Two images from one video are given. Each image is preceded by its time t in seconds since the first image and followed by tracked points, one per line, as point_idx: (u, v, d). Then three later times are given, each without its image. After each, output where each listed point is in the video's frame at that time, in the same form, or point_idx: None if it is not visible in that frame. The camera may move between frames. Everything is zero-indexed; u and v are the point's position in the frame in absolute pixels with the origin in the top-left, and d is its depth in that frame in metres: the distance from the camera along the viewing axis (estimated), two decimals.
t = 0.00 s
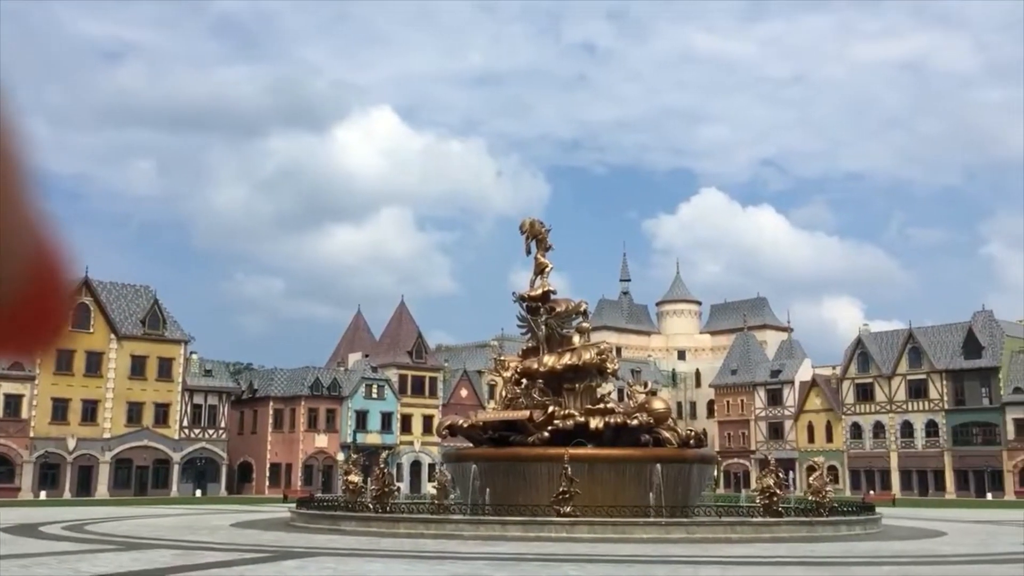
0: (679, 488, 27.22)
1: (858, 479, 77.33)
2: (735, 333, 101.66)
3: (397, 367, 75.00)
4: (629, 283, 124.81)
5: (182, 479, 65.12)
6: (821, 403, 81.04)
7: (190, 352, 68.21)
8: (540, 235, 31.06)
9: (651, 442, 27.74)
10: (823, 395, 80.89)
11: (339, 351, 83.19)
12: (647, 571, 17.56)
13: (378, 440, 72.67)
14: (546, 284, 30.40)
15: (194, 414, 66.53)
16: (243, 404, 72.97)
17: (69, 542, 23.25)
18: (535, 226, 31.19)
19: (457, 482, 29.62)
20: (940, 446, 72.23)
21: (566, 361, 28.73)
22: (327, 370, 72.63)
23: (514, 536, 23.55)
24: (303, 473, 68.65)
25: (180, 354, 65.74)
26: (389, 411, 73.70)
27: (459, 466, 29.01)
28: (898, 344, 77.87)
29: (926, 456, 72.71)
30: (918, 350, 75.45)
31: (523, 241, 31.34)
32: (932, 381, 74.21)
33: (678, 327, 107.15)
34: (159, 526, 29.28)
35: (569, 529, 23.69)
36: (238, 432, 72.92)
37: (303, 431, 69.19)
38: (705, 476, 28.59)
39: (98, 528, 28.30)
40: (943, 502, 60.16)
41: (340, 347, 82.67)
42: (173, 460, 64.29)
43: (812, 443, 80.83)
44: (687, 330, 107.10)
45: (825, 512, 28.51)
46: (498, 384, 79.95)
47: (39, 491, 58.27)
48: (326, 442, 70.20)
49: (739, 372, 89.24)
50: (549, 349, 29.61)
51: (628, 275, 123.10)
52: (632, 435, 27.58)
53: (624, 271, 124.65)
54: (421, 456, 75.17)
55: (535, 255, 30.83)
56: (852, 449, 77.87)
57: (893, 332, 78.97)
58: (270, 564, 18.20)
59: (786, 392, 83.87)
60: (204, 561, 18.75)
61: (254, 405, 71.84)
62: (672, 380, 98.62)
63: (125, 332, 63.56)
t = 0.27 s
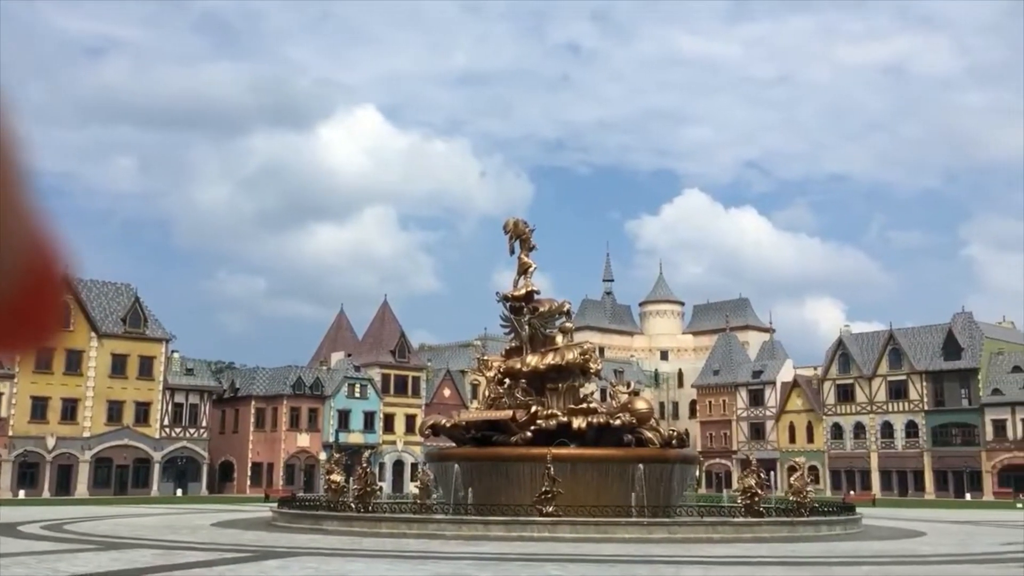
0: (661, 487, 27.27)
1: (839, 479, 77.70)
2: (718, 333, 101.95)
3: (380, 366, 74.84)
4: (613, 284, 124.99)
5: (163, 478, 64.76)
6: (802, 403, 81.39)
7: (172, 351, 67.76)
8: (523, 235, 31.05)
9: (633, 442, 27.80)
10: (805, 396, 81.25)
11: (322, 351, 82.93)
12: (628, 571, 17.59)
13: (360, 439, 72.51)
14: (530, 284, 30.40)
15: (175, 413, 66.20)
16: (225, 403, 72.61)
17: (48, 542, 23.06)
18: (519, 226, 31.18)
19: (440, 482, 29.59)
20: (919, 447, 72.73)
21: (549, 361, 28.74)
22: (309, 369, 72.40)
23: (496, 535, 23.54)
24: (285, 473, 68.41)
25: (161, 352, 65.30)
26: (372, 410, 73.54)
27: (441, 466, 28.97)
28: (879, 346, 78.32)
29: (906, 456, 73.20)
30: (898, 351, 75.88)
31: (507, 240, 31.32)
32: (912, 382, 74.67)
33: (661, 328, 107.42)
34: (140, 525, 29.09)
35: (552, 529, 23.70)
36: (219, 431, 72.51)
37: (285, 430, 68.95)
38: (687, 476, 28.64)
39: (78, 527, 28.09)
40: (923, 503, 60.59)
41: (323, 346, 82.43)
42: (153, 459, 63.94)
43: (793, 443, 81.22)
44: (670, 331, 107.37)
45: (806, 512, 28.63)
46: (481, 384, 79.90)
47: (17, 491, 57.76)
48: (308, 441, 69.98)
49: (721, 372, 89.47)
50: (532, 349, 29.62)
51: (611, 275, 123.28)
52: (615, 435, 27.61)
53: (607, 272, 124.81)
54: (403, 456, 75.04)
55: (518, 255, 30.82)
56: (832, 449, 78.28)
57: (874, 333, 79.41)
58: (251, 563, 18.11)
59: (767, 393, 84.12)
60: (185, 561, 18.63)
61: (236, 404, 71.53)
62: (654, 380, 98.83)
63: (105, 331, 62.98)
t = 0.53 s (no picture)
0: (645, 488, 27.30)
1: (821, 480, 78.04)
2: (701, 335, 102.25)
3: (364, 367, 74.67)
4: (598, 284, 125.17)
5: (145, 478, 64.42)
6: (786, 404, 81.71)
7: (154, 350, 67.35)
8: (509, 236, 31.05)
9: (618, 442, 27.84)
10: (788, 397, 81.55)
11: (306, 351, 82.70)
12: (612, 572, 17.57)
13: (345, 439, 72.33)
14: (515, 284, 30.38)
15: (158, 413, 65.89)
16: (208, 403, 72.29)
17: (30, 542, 22.90)
18: (504, 227, 31.17)
19: (424, 482, 29.54)
20: (901, 448, 73.16)
21: (534, 361, 28.75)
22: (293, 369, 72.19)
23: (480, 536, 23.52)
24: (268, 473, 68.16)
25: (143, 352, 65.03)
26: (356, 410, 73.38)
27: (426, 466, 28.94)
28: (862, 347, 78.72)
29: (888, 457, 73.63)
30: (881, 352, 76.32)
31: (492, 241, 31.31)
32: (894, 383, 75.07)
33: (645, 329, 107.66)
34: (122, 526, 28.94)
35: (536, 530, 23.70)
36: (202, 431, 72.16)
37: (269, 430, 68.70)
38: (671, 477, 28.68)
39: (59, 528, 27.88)
40: (905, 503, 60.97)
41: (307, 346, 82.19)
42: (135, 459, 63.62)
43: (777, 444, 81.53)
44: (655, 332, 107.62)
45: (789, 513, 28.74)
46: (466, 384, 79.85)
47: None
48: (292, 441, 69.77)
49: (705, 373, 89.67)
50: (517, 350, 29.61)
51: (596, 276, 123.43)
52: (599, 436, 27.61)
53: (592, 272, 124.97)
54: (388, 456, 74.88)
55: (504, 255, 30.80)
56: (816, 450, 78.62)
57: (857, 334, 79.81)
58: (234, 564, 18.02)
59: (751, 394, 84.39)
60: (167, 562, 18.54)
61: (219, 404, 71.22)
62: (639, 381, 99.03)
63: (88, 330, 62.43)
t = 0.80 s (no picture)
0: (630, 489, 27.32)
1: (805, 481, 78.34)
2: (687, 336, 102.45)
3: (350, 367, 74.48)
4: (583, 286, 125.34)
5: (128, 479, 64.10)
6: (770, 406, 81.96)
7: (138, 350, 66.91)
8: (495, 236, 31.03)
9: (603, 443, 27.84)
10: (773, 398, 81.81)
11: (291, 351, 82.42)
12: (598, 573, 17.57)
13: (330, 440, 72.15)
14: (501, 285, 30.37)
15: (141, 413, 65.55)
16: (192, 403, 71.96)
17: (11, 544, 22.71)
18: (490, 228, 31.15)
19: (409, 483, 29.48)
20: (885, 449, 73.56)
21: (519, 362, 28.73)
22: (278, 369, 71.95)
23: (465, 537, 23.49)
24: (252, 474, 67.91)
25: (127, 352, 64.34)
26: (341, 411, 73.20)
27: (411, 467, 28.88)
28: (846, 349, 79.07)
29: (871, 459, 74.07)
30: (865, 354, 76.68)
31: (479, 242, 31.28)
32: (878, 385, 75.43)
33: (631, 330, 107.79)
34: (105, 527, 28.74)
35: (521, 530, 23.68)
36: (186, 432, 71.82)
37: (253, 431, 68.44)
38: (656, 478, 28.71)
39: (42, 529, 27.66)
40: (888, 504, 61.35)
41: (292, 347, 81.94)
42: (118, 460, 63.29)
43: (761, 445, 81.79)
44: (640, 333, 107.78)
45: (774, 514, 28.83)
46: (451, 385, 79.78)
47: None
48: (276, 442, 69.55)
49: (690, 375, 89.79)
50: (502, 351, 29.58)
51: (582, 277, 123.51)
52: (584, 437, 27.60)
53: (577, 274, 125.04)
54: (373, 457, 74.72)
55: (490, 256, 30.78)
56: (800, 451, 78.93)
57: (841, 336, 80.17)
58: (217, 566, 17.94)
59: (736, 395, 84.59)
60: (151, 563, 18.45)
61: (203, 405, 70.90)
62: (624, 382, 99.13)
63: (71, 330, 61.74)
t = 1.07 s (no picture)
0: (617, 491, 27.31)
1: (791, 483, 78.55)
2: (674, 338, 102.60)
3: (336, 368, 74.29)
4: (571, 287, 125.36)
5: (112, 480, 63.75)
6: (756, 408, 82.11)
7: (123, 350, 66.49)
8: (483, 237, 30.99)
9: (590, 445, 27.78)
10: (759, 400, 81.94)
11: (277, 352, 82.15)
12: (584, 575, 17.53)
13: (316, 441, 71.94)
14: (489, 286, 30.31)
15: (126, 414, 65.21)
16: (177, 404, 71.61)
17: None
18: (478, 229, 31.10)
19: (396, 485, 29.41)
20: (870, 452, 73.87)
21: (507, 363, 28.70)
22: (265, 370, 71.69)
23: (452, 539, 23.43)
24: (238, 475, 67.58)
25: (112, 352, 63.87)
26: (328, 412, 73.00)
27: (397, 468, 28.80)
28: (832, 351, 79.35)
29: (856, 461, 74.43)
30: (851, 357, 76.97)
31: (466, 243, 31.23)
32: (864, 388, 75.67)
33: (618, 332, 107.89)
34: (88, 528, 28.56)
35: (508, 532, 23.63)
36: (171, 433, 71.46)
37: (239, 432, 68.21)
38: (643, 479, 28.71)
39: (24, 530, 27.45)
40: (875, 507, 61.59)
41: (279, 347, 81.67)
42: (102, 461, 62.94)
43: (747, 447, 81.97)
44: (627, 335, 107.89)
45: (760, 515, 28.89)
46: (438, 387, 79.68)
47: None
48: (262, 443, 69.31)
49: (677, 377, 89.85)
50: (490, 352, 29.52)
51: (569, 279, 123.57)
52: (571, 438, 27.52)
53: (565, 275, 125.08)
54: (359, 458, 74.54)
55: (477, 257, 30.74)
56: (786, 453, 79.12)
57: (827, 339, 80.45)
58: (202, 567, 17.83)
59: (722, 397, 84.70)
60: (135, 564, 18.33)
61: (189, 406, 70.56)
62: (611, 384, 99.17)
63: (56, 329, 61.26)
